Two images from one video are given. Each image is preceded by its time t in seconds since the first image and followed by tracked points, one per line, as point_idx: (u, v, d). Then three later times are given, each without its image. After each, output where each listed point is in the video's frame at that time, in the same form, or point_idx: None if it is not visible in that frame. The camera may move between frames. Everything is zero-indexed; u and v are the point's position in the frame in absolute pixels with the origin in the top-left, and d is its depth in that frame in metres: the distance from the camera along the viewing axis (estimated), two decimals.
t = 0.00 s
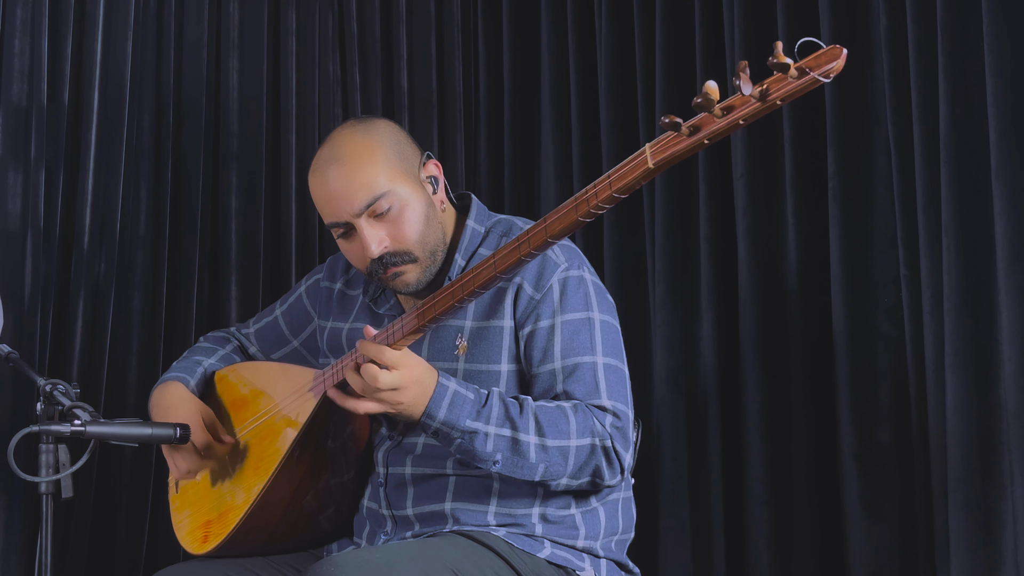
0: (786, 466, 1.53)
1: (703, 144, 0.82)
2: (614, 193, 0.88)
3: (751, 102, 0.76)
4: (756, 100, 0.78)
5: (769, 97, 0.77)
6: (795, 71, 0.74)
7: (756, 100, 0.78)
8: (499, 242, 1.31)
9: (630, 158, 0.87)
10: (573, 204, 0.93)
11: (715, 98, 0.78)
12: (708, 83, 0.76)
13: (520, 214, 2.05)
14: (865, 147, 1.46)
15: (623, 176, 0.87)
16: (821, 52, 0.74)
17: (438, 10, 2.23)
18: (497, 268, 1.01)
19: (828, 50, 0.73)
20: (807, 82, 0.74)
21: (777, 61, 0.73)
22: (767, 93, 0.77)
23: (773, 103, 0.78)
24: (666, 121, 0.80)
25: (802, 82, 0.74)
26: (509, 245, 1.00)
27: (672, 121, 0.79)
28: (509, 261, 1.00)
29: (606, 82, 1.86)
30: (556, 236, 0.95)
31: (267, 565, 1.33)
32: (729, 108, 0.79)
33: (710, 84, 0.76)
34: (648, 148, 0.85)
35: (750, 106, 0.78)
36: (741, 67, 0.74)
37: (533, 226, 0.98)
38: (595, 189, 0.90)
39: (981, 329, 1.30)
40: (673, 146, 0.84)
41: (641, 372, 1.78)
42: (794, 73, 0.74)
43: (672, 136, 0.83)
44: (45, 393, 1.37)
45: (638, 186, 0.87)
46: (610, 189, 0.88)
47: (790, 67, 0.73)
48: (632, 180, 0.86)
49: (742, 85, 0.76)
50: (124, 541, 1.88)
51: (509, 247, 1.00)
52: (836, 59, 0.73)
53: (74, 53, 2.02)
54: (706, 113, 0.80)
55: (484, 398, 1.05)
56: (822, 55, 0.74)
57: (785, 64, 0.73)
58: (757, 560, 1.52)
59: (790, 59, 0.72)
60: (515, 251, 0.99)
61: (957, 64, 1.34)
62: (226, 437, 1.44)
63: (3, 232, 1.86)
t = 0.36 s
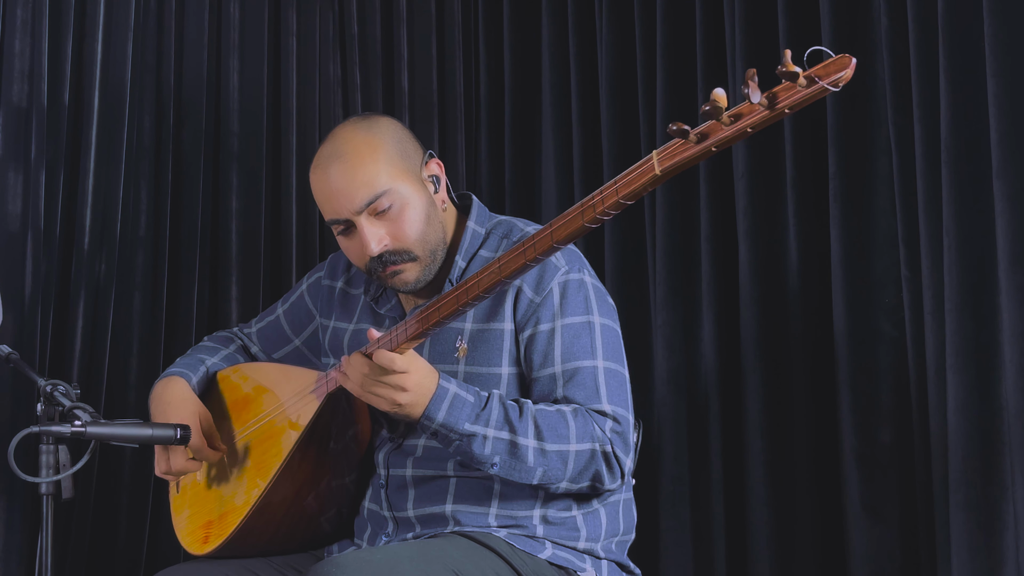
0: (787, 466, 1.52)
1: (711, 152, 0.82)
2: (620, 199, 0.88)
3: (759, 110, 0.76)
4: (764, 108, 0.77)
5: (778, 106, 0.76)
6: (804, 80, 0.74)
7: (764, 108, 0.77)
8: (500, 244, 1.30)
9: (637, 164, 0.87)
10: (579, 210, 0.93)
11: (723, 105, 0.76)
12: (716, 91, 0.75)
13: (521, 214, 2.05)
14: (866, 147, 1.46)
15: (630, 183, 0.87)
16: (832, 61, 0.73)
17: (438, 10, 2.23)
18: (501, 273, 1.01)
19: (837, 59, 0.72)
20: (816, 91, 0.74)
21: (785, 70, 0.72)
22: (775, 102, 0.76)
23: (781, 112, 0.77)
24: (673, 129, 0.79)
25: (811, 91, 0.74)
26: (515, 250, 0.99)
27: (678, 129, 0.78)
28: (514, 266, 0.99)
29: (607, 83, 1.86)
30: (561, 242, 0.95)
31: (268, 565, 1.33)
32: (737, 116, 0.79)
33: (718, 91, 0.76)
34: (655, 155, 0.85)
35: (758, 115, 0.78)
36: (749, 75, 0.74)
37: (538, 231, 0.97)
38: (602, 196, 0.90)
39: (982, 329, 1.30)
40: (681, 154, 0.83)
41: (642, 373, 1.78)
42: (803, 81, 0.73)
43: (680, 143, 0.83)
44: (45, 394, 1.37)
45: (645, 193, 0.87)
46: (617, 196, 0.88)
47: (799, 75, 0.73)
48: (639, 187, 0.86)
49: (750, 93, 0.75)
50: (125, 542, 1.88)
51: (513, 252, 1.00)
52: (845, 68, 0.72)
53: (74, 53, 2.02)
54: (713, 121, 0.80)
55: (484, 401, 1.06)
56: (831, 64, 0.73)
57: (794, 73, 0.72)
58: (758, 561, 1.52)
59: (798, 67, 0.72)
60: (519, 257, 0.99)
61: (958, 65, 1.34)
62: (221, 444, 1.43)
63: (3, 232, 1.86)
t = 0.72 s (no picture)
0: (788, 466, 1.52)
1: (713, 151, 0.82)
2: (624, 199, 0.88)
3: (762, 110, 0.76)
4: (767, 107, 0.77)
5: (780, 105, 0.76)
6: (807, 80, 0.74)
7: (767, 108, 0.77)
8: (501, 241, 1.31)
9: (638, 165, 0.87)
10: (582, 209, 0.92)
11: (726, 105, 0.77)
12: (719, 90, 0.75)
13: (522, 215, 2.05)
14: (867, 147, 1.46)
15: (632, 182, 0.87)
16: (834, 60, 0.72)
17: (439, 10, 2.23)
18: (503, 273, 1.00)
19: (840, 58, 0.72)
20: (817, 91, 0.74)
21: (787, 69, 0.72)
22: (778, 101, 0.76)
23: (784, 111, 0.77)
24: (676, 129, 0.80)
25: (813, 90, 0.74)
26: (517, 249, 0.99)
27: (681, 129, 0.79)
28: (516, 266, 0.99)
29: (608, 83, 1.86)
30: (563, 241, 0.94)
31: (269, 565, 1.32)
32: (739, 116, 0.79)
33: (720, 91, 0.76)
34: (657, 154, 0.85)
35: (761, 114, 0.78)
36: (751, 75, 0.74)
37: (540, 231, 0.97)
38: (605, 195, 0.90)
39: (983, 329, 1.30)
40: (683, 153, 0.83)
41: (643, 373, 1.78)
42: (805, 81, 0.73)
43: (683, 142, 0.83)
44: (46, 394, 1.37)
45: (647, 193, 0.87)
46: (619, 195, 0.88)
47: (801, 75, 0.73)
48: (641, 186, 0.86)
49: (752, 92, 0.75)
50: (125, 543, 1.88)
51: (515, 252, 1.00)
52: (849, 67, 0.71)
53: (74, 53, 2.02)
54: (716, 120, 0.80)
55: (496, 394, 1.01)
56: (834, 63, 0.72)
57: (796, 72, 0.72)
58: (760, 561, 1.52)
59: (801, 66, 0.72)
60: (521, 256, 0.99)
61: (959, 65, 1.34)
62: (211, 461, 1.42)
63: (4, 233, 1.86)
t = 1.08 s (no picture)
0: (789, 467, 1.52)
1: (715, 143, 0.82)
2: (627, 190, 0.88)
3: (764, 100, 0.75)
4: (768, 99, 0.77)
5: (782, 96, 0.76)
6: (808, 70, 0.74)
7: (769, 99, 0.77)
8: (501, 241, 1.30)
9: (642, 156, 0.87)
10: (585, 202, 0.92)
11: (728, 97, 0.76)
12: (722, 82, 0.75)
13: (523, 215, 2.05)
14: (868, 148, 1.46)
15: (635, 174, 0.86)
16: (835, 51, 0.73)
17: (439, 10, 2.22)
18: (507, 267, 0.99)
19: (841, 49, 0.73)
20: (819, 82, 0.74)
21: (789, 59, 0.72)
22: (780, 92, 0.76)
23: (786, 102, 0.77)
24: (679, 119, 0.78)
25: (815, 81, 0.74)
26: (519, 244, 0.99)
27: (685, 120, 0.78)
28: (518, 260, 0.98)
29: (609, 83, 1.85)
30: (567, 234, 0.94)
31: (269, 565, 1.32)
32: (741, 107, 0.78)
33: (723, 82, 0.75)
34: (660, 146, 0.85)
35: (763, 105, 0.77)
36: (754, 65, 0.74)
37: (543, 225, 0.97)
38: (607, 188, 0.90)
39: (984, 330, 1.29)
40: (685, 145, 0.83)
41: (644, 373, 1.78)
42: (807, 71, 0.74)
43: (685, 134, 0.83)
44: (46, 394, 1.37)
45: (650, 184, 0.87)
46: (622, 187, 0.88)
47: (803, 65, 0.73)
48: (644, 178, 0.86)
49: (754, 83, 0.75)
50: (125, 543, 1.88)
51: (518, 246, 0.99)
52: (850, 57, 0.72)
53: (75, 54, 2.02)
54: (717, 112, 0.79)
55: (517, 383, 0.99)
56: (835, 54, 0.73)
57: (798, 62, 0.72)
58: (761, 562, 1.52)
59: (802, 57, 0.72)
60: (524, 250, 0.98)
61: (961, 65, 1.34)
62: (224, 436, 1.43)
63: (4, 233, 1.86)
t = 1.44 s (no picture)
0: (790, 468, 1.52)
1: (719, 140, 0.81)
2: (629, 188, 0.87)
3: (767, 97, 0.74)
4: (771, 96, 0.76)
5: (785, 93, 0.75)
6: (811, 67, 0.73)
7: (772, 96, 0.76)
8: (503, 240, 1.30)
9: (645, 154, 0.86)
10: (588, 200, 0.92)
11: (731, 94, 0.75)
12: (724, 79, 0.74)
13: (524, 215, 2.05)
14: (869, 148, 1.46)
15: (638, 172, 0.86)
16: (839, 47, 0.72)
17: (440, 10, 2.22)
18: (510, 264, 0.99)
19: (844, 46, 0.71)
20: (823, 79, 0.73)
21: (792, 56, 0.71)
22: (783, 89, 0.75)
23: (789, 100, 0.76)
24: (682, 117, 0.78)
25: (819, 78, 0.73)
26: (522, 241, 0.98)
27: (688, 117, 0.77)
28: (521, 258, 0.98)
29: (610, 84, 1.85)
30: (569, 233, 0.94)
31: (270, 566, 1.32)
32: (744, 104, 0.78)
33: (726, 80, 0.74)
34: (663, 143, 0.84)
35: (766, 103, 0.77)
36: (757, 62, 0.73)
37: (546, 223, 0.96)
38: (611, 185, 0.89)
39: (985, 329, 1.29)
40: (688, 142, 0.82)
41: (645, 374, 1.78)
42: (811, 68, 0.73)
43: (688, 132, 0.82)
44: (47, 395, 1.37)
45: (652, 182, 0.86)
46: (625, 185, 0.88)
47: (806, 62, 0.72)
48: (647, 176, 0.85)
49: (757, 80, 0.74)
50: (126, 543, 1.88)
51: (521, 244, 0.99)
52: (852, 55, 0.71)
53: (75, 54, 2.02)
54: (721, 109, 0.78)
55: (543, 368, 0.97)
56: (839, 51, 0.72)
57: (801, 59, 0.71)
58: (762, 563, 1.52)
59: (806, 54, 0.71)
60: (528, 247, 0.98)
61: (961, 65, 1.34)
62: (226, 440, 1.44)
63: (5, 234, 1.86)
